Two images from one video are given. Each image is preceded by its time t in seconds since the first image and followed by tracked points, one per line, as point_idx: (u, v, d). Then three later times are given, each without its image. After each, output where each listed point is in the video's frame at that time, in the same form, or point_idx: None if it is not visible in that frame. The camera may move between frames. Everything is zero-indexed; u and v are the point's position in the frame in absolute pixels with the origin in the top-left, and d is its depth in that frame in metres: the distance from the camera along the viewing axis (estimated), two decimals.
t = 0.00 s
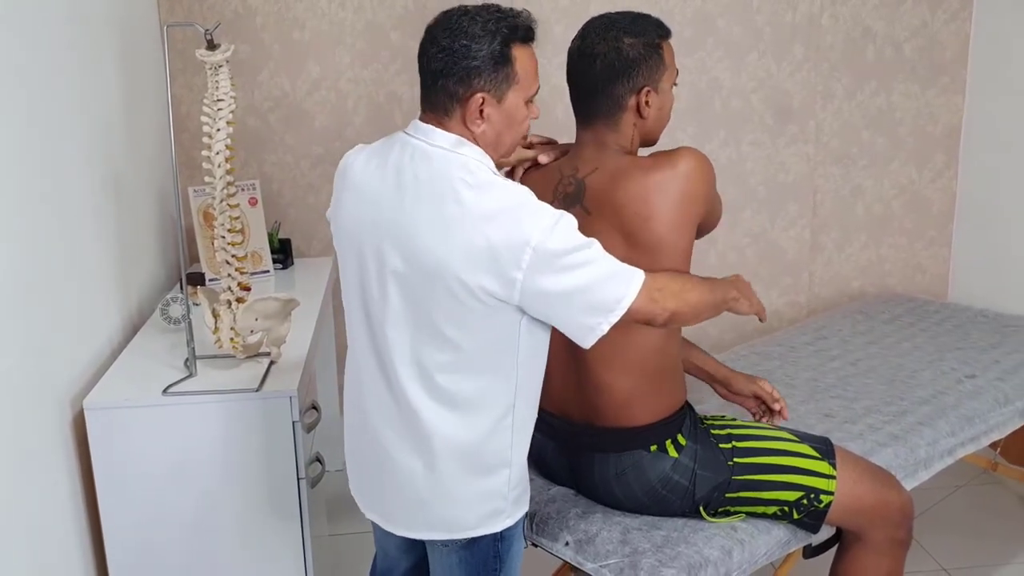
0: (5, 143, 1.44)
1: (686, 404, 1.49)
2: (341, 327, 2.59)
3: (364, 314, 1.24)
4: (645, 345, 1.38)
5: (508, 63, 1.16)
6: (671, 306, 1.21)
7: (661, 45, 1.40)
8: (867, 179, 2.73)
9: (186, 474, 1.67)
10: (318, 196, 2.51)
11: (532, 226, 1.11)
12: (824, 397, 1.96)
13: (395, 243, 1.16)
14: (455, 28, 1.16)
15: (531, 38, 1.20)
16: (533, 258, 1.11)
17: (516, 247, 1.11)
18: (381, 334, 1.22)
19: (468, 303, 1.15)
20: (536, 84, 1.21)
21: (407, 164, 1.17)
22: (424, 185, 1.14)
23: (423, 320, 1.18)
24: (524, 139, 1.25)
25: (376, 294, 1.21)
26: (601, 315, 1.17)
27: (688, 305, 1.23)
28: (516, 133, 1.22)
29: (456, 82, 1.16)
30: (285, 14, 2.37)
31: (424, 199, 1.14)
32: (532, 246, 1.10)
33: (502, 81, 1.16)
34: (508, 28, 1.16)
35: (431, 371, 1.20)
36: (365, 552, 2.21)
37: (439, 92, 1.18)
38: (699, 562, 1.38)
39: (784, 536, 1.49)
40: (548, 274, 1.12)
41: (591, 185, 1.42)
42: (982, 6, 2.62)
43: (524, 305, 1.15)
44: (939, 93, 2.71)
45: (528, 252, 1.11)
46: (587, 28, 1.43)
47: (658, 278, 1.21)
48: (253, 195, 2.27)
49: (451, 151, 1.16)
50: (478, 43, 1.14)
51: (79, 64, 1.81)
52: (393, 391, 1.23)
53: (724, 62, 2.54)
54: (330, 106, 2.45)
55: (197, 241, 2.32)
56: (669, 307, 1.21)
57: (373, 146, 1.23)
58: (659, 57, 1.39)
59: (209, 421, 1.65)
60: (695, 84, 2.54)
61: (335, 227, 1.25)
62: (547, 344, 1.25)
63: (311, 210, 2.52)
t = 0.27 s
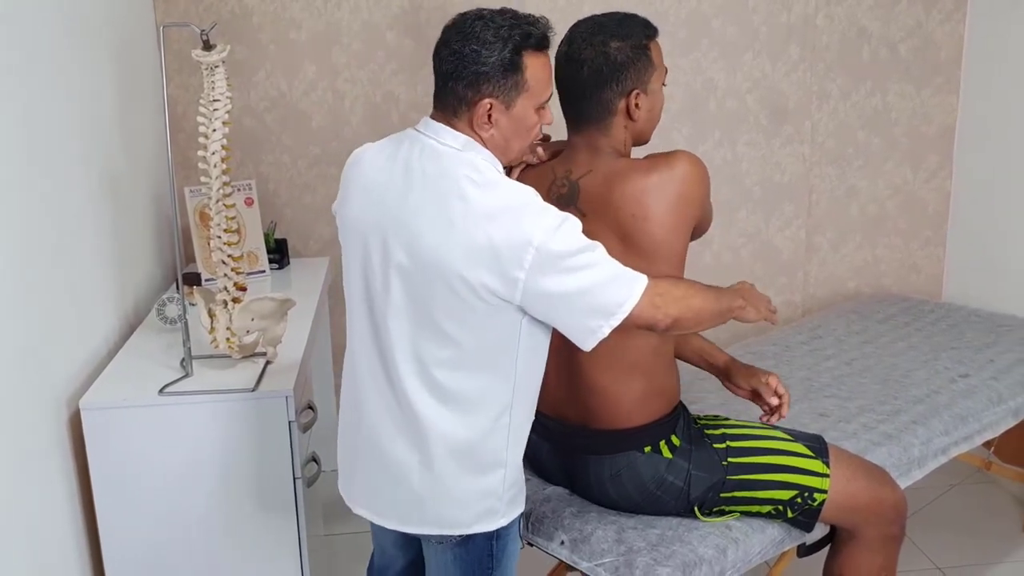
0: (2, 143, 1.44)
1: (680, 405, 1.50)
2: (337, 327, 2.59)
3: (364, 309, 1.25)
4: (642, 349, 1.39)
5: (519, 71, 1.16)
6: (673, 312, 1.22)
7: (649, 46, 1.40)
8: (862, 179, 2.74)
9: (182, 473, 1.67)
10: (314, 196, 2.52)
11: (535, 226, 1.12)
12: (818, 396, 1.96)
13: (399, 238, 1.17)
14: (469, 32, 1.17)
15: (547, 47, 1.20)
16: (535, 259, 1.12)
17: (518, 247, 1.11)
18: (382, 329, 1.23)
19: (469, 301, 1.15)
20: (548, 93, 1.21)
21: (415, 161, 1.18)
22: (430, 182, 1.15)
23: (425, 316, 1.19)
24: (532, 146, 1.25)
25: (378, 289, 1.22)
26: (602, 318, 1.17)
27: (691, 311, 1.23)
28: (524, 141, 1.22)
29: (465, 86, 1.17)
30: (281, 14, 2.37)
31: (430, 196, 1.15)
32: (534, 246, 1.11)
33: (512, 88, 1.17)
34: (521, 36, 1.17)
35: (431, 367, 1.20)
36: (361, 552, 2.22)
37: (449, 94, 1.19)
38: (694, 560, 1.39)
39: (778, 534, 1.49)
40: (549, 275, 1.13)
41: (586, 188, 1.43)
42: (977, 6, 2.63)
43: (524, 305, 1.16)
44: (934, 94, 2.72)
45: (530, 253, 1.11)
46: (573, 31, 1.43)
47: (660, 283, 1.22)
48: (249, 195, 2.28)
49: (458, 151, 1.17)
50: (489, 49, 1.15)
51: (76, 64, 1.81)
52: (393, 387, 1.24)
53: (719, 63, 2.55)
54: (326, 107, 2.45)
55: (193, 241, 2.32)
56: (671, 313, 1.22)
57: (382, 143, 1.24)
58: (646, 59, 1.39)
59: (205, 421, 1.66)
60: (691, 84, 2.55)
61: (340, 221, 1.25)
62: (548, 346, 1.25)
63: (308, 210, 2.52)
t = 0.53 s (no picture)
0: None
1: (675, 405, 1.51)
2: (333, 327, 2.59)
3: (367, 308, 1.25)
4: (635, 347, 1.39)
5: (528, 78, 1.16)
6: (679, 311, 1.23)
7: (635, 45, 1.42)
8: (857, 179, 2.75)
9: (179, 474, 1.67)
10: (310, 196, 2.52)
11: (542, 229, 1.12)
12: (813, 396, 1.97)
13: (405, 238, 1.17)
14: (479, 37, 1.17)
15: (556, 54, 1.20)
16: (542, 262, 1.13)
17: (525, 250, 1.12)
18: (386, 329, 1.23)
19: (474, 301, 1.16)
20: (557, 98, 1.21)
21: (421, 161, 1.18)
22: (437, 184, 1.16)
23: (430, 316, 1.19)
24: (539, 150, 1.25)
25: (382, 288, 1.22)
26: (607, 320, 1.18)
27: (696, 308, 1.25)
28: (532, 146, 1.23)
29: (475, 91, 1.17)
30: (277, 15, 2.37)
31: (437, 197, 1.15)
32: (541, 249, 1.12)
33: (521, 95, 1.17)
34: (532, 43, 1.17)
35: (435, 366, 1.21)
36: (356, 552, 2.22)
37: (458, 99, 1.19)
38: (689, 560, 1.39)
39: (773, 534, 1.50)
40: (556, 278, 1.14)
41: (577, 188, 1.43)
42: (971, 7, 2.64)
43: (530, 307, 1.16)
44: (928, 94, 2.72)
45: (537, 255, 1.12)
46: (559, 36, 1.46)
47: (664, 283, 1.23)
48: (245, 196, 2.28)
49: (465, 153, 1.17)
50: (500, 55, 1.15)
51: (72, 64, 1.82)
52: (396, 386, 1.24)
53: (715, 63, 2.56)
54: (322, 107, 2.45)
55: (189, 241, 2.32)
56: (677, 310, 1.23)
57: (389, 142, 1.24)
58: (633, 58, 1.42)
59: (202, 421, 1.66)
60: (686, 85, 2.55)
61: (344, 219, 1.25)
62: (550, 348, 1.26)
63: (303, 210, 2.52)
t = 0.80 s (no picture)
0: None
1: (671, 404, 1.51)
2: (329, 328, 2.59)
3: (365, 310, 1.24)
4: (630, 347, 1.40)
5: (531, 83, 1.17)
6: (671, 325, 1.26)
7: (627, 45, 1.44)
8: (852, 180, 2.75)
9: (175, 474, 1.67)
10: (306, 197, 2.52)
11: (544, 237, 1.13)
12: (808, 396, 1.97)
13: (405, 242, 1.16)
14: (483, 42, 1.17)
15: (558, 59, 1.21)
16: (543, 270, 1.13)
17: (527, 257, 1.12)
18: (385, 332, 1.23)
19: (474, 307, 1.16)
20: (560, 103, 1.21)
21: (423, 165, 1.18)
22: (439, 189, 1.15)
23: (429, 319, 1.18)
24: (540, 154, 1.26)
25: (381, 291, 1.21)
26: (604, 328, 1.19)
27: (686, 323, 1.29)
28: (535, 150, 1.23)
29: (477, 96, 1.17)
30: (272, 15, 2.37)
31: (439, 202, 1.15)
32: (543, 257, 1.12)
33: (524, 100, 1.17)
34: (535, 48, 1.17)
35: (433, 371, 1.20)
36: (353, 553, 2.22)
37: (461, 103, 1.19)
38: (684, 559, 1.39)
39: (768, 533, 1.50)
40: (556, 286, 1.14)
41: (572, 186, 1.43)
42: (966, 8, 2.64)
43: (529, 314, 1.16)
44: (923, 95, 2.73)
45: (539, 263, 1.12)
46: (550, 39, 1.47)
47: (660, 296, 1.25)
48: (241, 196, 2.28)
49: (467, 158, 1.17)
50: (504, 60, 1.15)
51: (68, 65, 1.81)
52: (394, 388, 1.23)
53: (710, 64, 2.56)
54: (318, 108, 2.45)
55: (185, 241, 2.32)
56: (669, 324, 1.26)
57: (390, 145, 1.24)
58: (625, 57, 1.43)
59: (198, 422, 1.66)
60: (682, 86, 2.56)
61: (343, 220, 1.25)
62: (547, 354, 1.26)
63: (299, 211, 2.52)
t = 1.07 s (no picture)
0: None
1: (667, 404, 1.51)
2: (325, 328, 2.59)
3: (362, 310, 1.24)
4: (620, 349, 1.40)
5: (541, 88, 1.17)
6: (666, 329, 1.27)
7: (623, 45, 1.44)
8: (848, 180, 2.76)
9: (170, 475, 1.67)
10: (302, 197, 2.52)
11: (546, 242, 1.13)
12: (803, 396, 1.97)
13: (406, 243, 1.16)
14: (494, 46, 1.16)
15: (567, 64, 1.21)
16: (545, 275, 1.13)
17: (528, 262, 1.12)
18: (382, 333, 1.22)
19: (473, 309, 1.15)
20: (567, 108, 1.22)
21: (427, 166, 1.17)
22: (442, 191, 1.15)
23: (428, 321, 1.18)
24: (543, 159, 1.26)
25: (379, 292, 1.21)
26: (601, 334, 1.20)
27: (678, 329, 1.30)
28: (540, 155, 1.23)
29: (487, 99, 1.17)
30: (268, 15, 2.37)
31: (441, 203, 1.15)
32: (545, 262, 1.12)
33: (534, 104, 1.18)
34: (546, 53, 1.17)
35: (431, 373, 1.20)
36: (348, 554, 2.22)
37: (469, 106, 1.19)
38: (679, 559, 1.40)
39: (763, 533, 1.50)
40: (557, 291, 1.14)
41: (569, 185, 1.44)
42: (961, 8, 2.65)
43: (527, 318, 1.17)
44: (919, 95, 2.73)
45: (540, 268, 1.13)
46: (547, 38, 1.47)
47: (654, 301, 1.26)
48: (236, 196, 2.27)
49: (470, 160, 1.17)
50: (515, 65, 1.15)
51: (63, 65, 1.81)
52: (391, 389, 1.23)
53: (706, 64, 2.56)
54: (314, 108, 2.45)
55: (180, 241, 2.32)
56: (662, 328, 1.27)
57: (392, 144, 1.23)
58: (622, 57, 1.43)
59: (194, 423, 1.66)
60: (678, 86, 2.56)
61: (343, 218, 1.24)
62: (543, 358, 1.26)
63: (295, 211, 2.52)
